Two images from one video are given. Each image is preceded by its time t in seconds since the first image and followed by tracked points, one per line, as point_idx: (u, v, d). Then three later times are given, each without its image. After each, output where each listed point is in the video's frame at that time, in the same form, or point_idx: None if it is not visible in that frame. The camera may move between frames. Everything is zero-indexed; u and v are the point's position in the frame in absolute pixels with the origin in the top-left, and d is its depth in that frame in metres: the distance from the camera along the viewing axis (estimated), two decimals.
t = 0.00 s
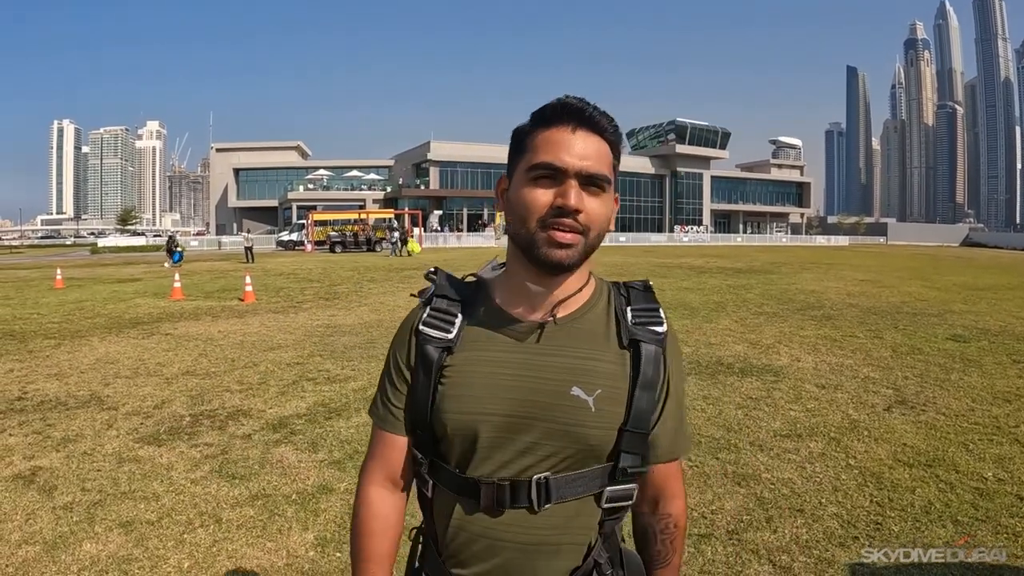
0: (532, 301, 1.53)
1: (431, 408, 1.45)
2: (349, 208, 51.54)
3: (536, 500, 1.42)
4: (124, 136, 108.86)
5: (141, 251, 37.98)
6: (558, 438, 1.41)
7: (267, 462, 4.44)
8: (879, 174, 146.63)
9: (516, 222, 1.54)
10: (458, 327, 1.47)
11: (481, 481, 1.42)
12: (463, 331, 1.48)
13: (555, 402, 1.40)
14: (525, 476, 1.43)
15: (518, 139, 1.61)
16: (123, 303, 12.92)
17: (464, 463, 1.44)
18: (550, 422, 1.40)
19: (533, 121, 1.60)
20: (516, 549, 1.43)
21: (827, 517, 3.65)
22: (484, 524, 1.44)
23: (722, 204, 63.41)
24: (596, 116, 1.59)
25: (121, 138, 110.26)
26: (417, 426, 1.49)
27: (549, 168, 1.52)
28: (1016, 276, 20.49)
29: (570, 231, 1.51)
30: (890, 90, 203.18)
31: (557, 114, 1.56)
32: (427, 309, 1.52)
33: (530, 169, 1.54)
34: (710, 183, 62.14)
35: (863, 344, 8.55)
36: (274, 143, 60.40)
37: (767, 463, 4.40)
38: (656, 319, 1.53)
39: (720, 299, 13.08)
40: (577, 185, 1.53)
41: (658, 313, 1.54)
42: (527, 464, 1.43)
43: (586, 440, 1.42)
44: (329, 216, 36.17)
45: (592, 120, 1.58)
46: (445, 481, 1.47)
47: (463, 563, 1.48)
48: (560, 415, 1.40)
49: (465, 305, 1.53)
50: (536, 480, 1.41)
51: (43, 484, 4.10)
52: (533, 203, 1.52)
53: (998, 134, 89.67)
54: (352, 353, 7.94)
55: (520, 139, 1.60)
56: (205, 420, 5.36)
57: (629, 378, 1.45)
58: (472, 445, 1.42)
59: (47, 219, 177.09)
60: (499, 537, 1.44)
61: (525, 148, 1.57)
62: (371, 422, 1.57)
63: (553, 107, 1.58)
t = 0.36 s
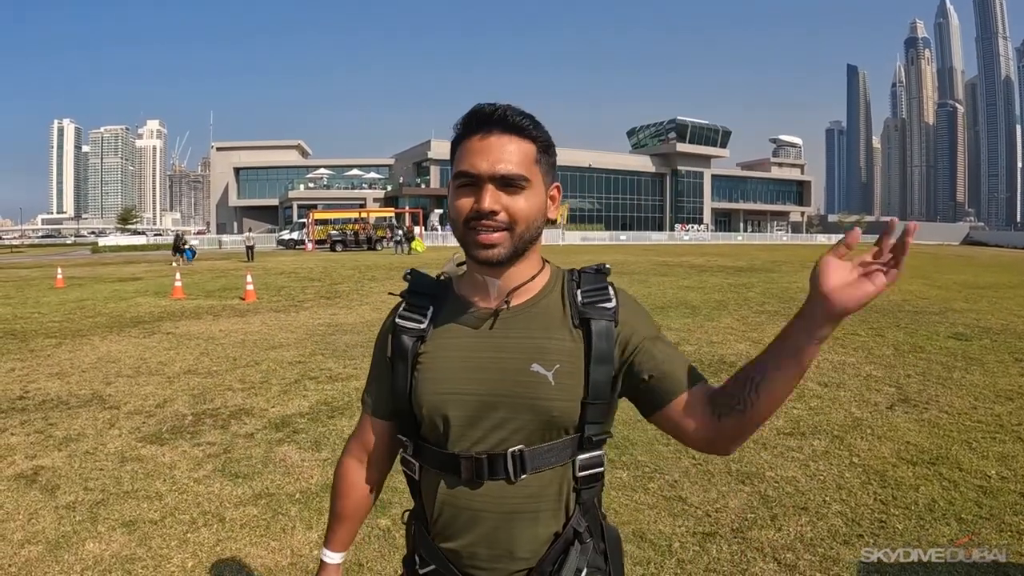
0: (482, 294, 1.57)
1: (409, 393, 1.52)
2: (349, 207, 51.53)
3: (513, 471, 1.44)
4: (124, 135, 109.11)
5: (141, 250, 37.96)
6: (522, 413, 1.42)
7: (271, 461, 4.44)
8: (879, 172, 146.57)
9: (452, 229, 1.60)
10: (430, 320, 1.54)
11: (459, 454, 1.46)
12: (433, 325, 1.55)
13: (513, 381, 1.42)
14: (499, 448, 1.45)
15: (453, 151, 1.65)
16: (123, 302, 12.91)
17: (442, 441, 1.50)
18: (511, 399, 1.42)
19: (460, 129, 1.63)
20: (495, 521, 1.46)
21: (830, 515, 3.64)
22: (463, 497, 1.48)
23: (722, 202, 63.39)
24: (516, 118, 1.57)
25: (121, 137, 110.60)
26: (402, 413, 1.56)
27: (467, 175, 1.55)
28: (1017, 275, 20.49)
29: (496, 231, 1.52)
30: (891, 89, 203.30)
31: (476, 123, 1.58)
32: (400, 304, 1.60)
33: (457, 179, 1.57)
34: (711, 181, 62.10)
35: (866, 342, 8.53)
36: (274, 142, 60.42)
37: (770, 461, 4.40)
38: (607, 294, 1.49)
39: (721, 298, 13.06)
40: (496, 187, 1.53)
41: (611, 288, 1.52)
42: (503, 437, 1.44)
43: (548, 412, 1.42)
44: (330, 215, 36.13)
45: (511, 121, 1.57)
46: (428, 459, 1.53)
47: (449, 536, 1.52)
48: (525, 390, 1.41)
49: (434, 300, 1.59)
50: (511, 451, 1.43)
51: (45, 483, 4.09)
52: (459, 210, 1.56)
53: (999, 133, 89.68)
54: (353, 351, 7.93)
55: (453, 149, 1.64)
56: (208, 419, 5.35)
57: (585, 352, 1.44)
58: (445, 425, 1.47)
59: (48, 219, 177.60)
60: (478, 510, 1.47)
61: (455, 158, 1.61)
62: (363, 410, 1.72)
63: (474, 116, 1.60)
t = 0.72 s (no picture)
0: (489, 292, 1.56)
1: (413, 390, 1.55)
2: (348, 206, 51.47)
3: (517, 468, 1.44)
4: (121, 134, 108.95)
5: (139, 250, 37.90)
6: (520, 410, 1.43)
7: (270, 461, 4.43)
8: (877, 171, 146.67)
9: (472, 229, 1.58)
10: (434, 319, 1.56)
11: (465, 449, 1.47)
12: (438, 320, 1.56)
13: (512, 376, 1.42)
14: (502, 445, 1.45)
15: (468, 150, 1.62)
16: (122, 302, 12.88)
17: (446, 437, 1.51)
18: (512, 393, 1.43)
19: (483, 130, 1.60)
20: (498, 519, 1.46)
21: (831, 514, 3.64)
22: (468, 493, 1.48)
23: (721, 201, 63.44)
24: (540, 128, 1.58)
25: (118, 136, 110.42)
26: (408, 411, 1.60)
27: (498, 179, 1.52)
28: (1015, 273, 20.52)
29: (524, 237, 1.53)
30: (889, 88, 203.47)
31: (502, 126, 1.56)
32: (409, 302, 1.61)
33: (483, 182, 1.54)
34: (709, 180, 62.16)
35: (864, 341, 8.54)
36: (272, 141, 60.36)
37: (769, 459, 4.40)
38: (597, 291, 1.46)
39: (720, 296, 13.06)
40: (525, 196, 1.54)
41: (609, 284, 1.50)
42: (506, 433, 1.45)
43: (547, 409, 1.41)
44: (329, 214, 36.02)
45: (537, 128, 1.57)
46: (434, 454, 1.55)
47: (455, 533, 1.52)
48: (523, 386, 1.42)
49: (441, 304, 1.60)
50: (514, 448, 1.43)
51: (44, 483, 4.08)
52: (485, 213, 1.54)
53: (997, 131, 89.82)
54: (353, 351, 7.93)
55: (471, 149, 1.60)
56: (207, 419, 5.34)
57: (576, 349, 1.41)
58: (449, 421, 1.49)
59: (46, 218, 177.19)
60: (480, 505, 1.47)
61: (477, 161, 1.57)
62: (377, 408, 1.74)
63: (501, 118, 1.58)
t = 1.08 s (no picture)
0: (514, 299, 1.52)
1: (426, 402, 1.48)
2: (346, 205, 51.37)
3: (538, 484, 1.43)
4: (118, 136, 108.84)
5: (136, 250, 37.78)
6: (551, 424, 1.42)
7: (268, 460, 4.43)
8: (875, 168, 146.79)
9: (494, 227, 1.52)
10: (446, 325, 1.49)
11: (484, 467, 1.43)
12: (450, 324, 1.49)
13: (543, 391, 1.40)
14: (523, 460, 1.43)
15: (490, 139, 1.56)
16: (120, 302, 12.86)
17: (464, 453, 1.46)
18: (544, 408, 1.41)
19: (507, 120, 1.54)
20: (519, 536, 1.44)
21: (828, 510, 3.65)
22: (488, 510, 1.45)
23: (719, 199, 63.47)
24: (568, 120, 1.55)
25: (115, 137, 110.22)
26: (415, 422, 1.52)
27: (525, 173, 1.48)
28: (1012, 269, 20.58)
29: (552, 237, 1.49)
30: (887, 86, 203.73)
31: (527, 117, 1.52)
32: (416, 308, 1.53)
33: (509, 175, 1.49)
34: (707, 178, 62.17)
35: (861, 338, 8.55)
36: (269, 141, 60.22)
37: (767, 457, 4.40)
38: (636, 298, 1.52)
39: (718, 294, 13.06)
40: (554, 189, 1.50)
41: (636, 291, 1.54)
42: (528, 449, 1.44)
43: (576, 423, 1.42)
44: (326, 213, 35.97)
45: (564, 118, 1.54)
46: (445, 470, 1.49)
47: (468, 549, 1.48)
48: (552, 400, 1.40)
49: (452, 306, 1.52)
50: (535, 463, 1.42)
51: (42, 484, 4.07)
52: (511, 210, 1.49)
53: (993, 128, 90.01)
54: (350, 350, 7.91)
55: (494, 140, 1.54)
56: (205, 418, 5.34)
57: (614, 360, 1.46)
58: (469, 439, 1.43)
59: (43, 219, 176.78)
60: (500, 524, 1.44)
61: (501, 153, 1.52)
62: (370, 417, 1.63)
63: (525, 110, 1.54)
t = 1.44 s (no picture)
0: (586, 296, 1.46)
1: (480, 407, 1.34)
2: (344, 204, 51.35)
3: (605, 498, 1.38)
4: (116, 137, 108.78)
5: (135, 250, 37.76)
6: (624, 432, 1.37)
7: (266, 459, 4.44)
8: (873, 166, 146.88)
9: (569, 226, 1.43)
10: (508, 318, 1.36)
11: (552, 479, 1.34)
12: (512, 319, 1.38)
13: (617, 397, 1.35)
14: (592, 470, 1.37)
15: (560, 131, 1.48)
16: (118, 302, 12.88)
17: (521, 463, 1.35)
18: (618, 414, 1.36)
19: (581, 110, 1.45)
20: (580, 551, 1.38)
21: (824, 507, 3.66)
22: (550, 525, 1.36)
23: (717, 197, 63.56)
24: (644, 111, 1.48)
25: (113, 137, 110.11)
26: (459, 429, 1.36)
27: (603, 169, 1.40)
28: (1008, 266, 20.63)
29: (630, 236, 1.42)
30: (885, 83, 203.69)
31: (605, 109, 1.44)
32: (470, 302, 1.39)
33: (585, 171, 1.41)
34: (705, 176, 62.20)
35: (859, 335, 8.57)
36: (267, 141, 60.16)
37: (764, 455, 4.41)
38: (694, 308, 1.55)
39: (716, 292, 13.08)
40: (633, 187, 1.42)
41: (692, 301, 1.57)
42: (595, 459, 1.37)
43: (650, 431, 1.40)
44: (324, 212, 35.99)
45: (643, 113, 1.46)
46: (497, 486, 1.36)
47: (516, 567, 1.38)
48: (627, 406, 1.36)
49: (509, 296, 1.42)
50: (605, 475, 1.36)
51: (41, 484, 4.08)
52: (587, 207, 1.41)
53: (991, 125, 90.05)
54: (348, 349, 7.92)
55: (568, 131, 1.45)
56: (203, 418, 5.35)
57: (679, 365, 1.47)
58: (532, 446, 1.33)
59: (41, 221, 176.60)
60: (559, 537, 1.36)
61: (575, 147, 1.43)
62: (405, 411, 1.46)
63: (602, 101, 1.45)
